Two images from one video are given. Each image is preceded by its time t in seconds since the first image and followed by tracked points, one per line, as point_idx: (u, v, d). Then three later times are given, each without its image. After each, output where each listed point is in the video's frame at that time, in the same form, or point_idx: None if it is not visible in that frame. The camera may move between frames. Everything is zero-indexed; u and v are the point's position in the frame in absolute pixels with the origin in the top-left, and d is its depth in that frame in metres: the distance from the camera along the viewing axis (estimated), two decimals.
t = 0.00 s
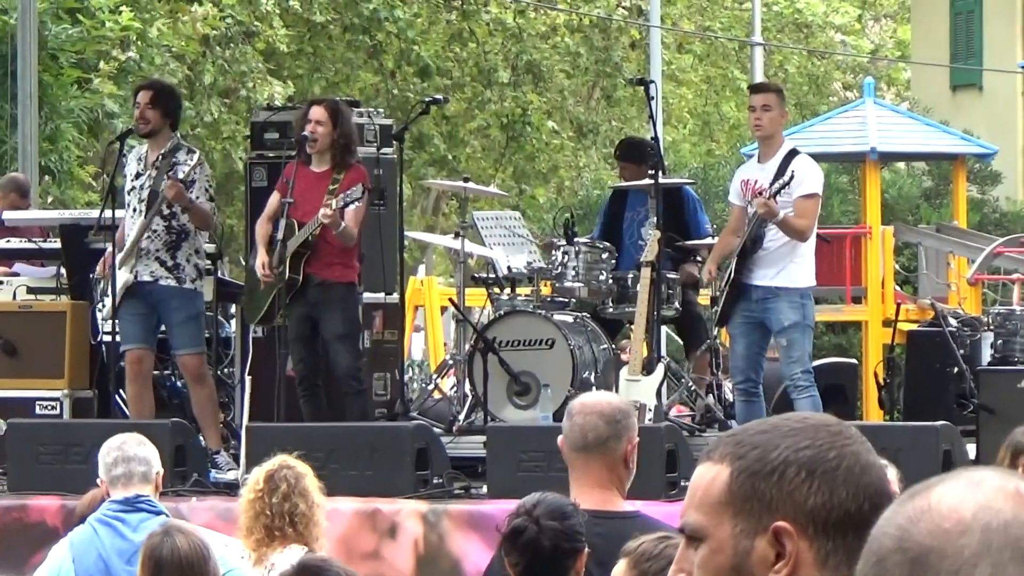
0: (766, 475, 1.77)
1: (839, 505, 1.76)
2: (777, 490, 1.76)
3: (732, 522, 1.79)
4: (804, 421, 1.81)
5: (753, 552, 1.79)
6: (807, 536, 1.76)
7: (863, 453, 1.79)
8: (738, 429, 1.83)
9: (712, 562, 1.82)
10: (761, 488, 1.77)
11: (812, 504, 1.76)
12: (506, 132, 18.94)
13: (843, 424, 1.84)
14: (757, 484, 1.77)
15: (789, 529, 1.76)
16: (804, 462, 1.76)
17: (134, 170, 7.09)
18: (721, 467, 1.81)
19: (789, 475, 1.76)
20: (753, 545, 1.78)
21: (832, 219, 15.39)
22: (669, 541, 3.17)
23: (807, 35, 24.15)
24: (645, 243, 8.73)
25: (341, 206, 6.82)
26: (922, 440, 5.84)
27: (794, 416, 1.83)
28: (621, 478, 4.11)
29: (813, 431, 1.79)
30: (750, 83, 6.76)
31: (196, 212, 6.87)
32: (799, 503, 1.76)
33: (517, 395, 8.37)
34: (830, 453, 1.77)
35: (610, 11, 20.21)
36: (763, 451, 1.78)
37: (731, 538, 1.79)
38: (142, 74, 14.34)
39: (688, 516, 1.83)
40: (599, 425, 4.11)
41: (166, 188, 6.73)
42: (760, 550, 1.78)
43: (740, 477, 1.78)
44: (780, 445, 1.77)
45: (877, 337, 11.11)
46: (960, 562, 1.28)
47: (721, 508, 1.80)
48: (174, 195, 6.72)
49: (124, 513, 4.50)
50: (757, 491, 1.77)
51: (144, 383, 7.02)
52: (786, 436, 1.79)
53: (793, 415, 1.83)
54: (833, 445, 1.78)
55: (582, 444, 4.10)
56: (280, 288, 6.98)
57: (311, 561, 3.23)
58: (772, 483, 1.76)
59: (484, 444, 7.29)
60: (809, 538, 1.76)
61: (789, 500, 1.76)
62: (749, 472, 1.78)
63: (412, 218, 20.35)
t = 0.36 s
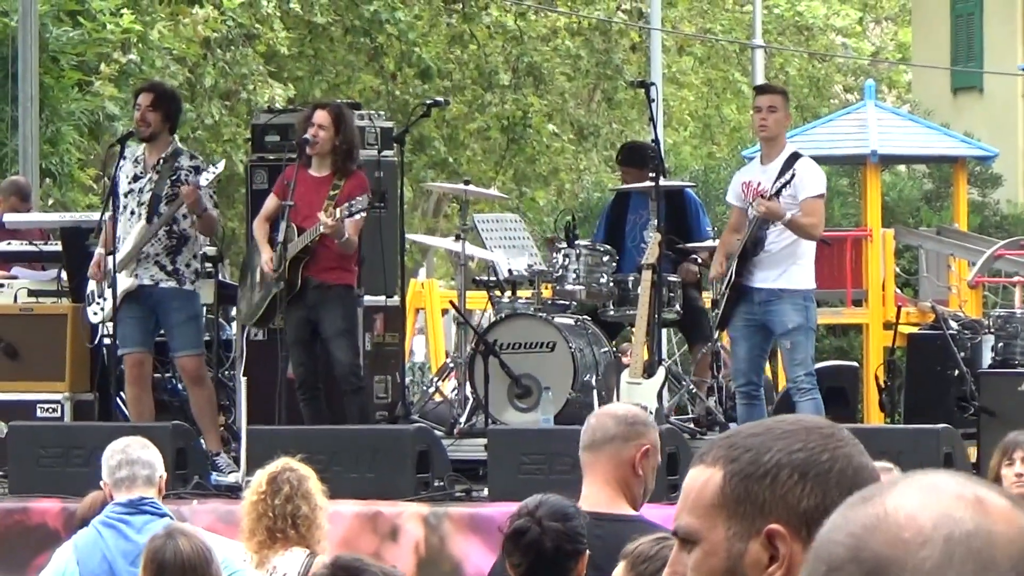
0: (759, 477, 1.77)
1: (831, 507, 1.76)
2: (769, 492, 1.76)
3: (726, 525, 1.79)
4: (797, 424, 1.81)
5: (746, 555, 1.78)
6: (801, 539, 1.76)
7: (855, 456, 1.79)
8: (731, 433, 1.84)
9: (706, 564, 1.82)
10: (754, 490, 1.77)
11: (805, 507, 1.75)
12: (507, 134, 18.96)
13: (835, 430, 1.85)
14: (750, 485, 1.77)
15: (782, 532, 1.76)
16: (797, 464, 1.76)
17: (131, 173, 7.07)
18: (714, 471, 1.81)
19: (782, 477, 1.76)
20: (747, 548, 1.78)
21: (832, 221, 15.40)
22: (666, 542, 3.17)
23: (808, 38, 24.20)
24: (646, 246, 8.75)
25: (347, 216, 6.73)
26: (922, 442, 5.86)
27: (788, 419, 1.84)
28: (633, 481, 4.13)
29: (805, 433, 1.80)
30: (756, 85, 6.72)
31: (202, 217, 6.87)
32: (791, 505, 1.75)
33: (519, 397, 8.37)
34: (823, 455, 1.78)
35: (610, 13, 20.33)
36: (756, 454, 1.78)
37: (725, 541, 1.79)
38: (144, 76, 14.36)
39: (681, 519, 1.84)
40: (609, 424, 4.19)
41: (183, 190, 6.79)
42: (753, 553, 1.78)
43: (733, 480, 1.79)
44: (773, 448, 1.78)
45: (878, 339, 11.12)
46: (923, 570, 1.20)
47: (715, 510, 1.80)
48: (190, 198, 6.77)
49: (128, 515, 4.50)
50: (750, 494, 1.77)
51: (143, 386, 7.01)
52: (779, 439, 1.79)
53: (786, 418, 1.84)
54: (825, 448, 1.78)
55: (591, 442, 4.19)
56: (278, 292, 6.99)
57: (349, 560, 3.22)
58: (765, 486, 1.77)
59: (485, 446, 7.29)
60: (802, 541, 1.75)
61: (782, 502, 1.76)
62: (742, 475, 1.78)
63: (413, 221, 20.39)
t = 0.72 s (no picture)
0: (754, 478, 1.81)
1: (828, 507, 1.81)
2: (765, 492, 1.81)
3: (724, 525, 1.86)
4: (793, 425, 1.87)
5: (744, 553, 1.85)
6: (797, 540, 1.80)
7: (851, 456, 1.86)
8: (726, 436, 1.89)
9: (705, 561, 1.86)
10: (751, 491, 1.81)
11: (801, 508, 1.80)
12: (509, 135, 18.92)
13: (832, 430, 1.91)
14: (747, 481, 1.80)
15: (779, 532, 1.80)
16: (794, 465, 1.81)
17: (130, 173, 7.07)
18: (710, 472, 1.85)
19: (778, 477, 1.80)
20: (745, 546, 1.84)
21: (835, 222, 15.39)
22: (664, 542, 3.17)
23: (810, 38, 24.21)
24: (647, 247, 8.73)
25: (351, 221, 6.75)
26: (925, 445, 5.84)
27: (784, 421, 1.90)
28: (646, 481, 4.13)
29: (803, 434, 1.85)
30: (754, 86, 6.75)
31: (211, 218, 6.91)
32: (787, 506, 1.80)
33: (521, 398, 8.37)
34: (820, 455, 1.83)
35: (611, 13, 20.41)
36: (752, 454, 1.83)
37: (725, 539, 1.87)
38: (146, 77, 14.34)
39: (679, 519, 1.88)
40: (622, 425, 4.14)
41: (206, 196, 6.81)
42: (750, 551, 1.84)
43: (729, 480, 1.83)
44: (769, 449, 1.83)
45: (880, 339, 11.12)
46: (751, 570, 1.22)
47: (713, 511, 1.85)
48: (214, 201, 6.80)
49: (132, 515, 4.51)
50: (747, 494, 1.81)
51: (144, 387, 7.02)
52: (775, 440, 1.84)
53: (781, 420, 1.90)
54: (823, 448, 1.84)
55: (601, 442, 4.13)
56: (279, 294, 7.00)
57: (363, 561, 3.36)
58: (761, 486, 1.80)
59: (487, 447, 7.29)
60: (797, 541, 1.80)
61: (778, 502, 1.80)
62: (738, 475, 1.82)
63: (415, 221, 20.39)
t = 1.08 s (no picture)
0: (752, 481, 1.82)
1: (825, 508, 1.81)
2: (762, 494, 1.81)
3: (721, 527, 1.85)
4: (789, 427, 1.87)
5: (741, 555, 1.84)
6: (794, 541, 1.80)
7: (847, 457, 1.86)
8: (724, 437, 1.89)
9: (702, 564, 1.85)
10: (747, 493, 1.82)
11: (799, 509, 1.80)
12: (508, 136, 18.92)
13: (828, 431, 1.91)
14: (742, 486, 1.81)
15: (776, 533, 1.80)
16: (790, 467, 1.82)
17: (128, 174, 7.07)
18: (707, 474, 1.85)
19: (775, 479, 1.81)
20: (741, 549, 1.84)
21: (834, 223, 15.39)
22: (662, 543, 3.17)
23: (808, 40, 24.21)
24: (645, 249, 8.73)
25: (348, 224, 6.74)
26: (926, 446, 5.84)
27: (782, 422, 1.90)
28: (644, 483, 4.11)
29: (800, 436, 1.85)
30: (757, 88, 6.70)
31: (210, 220, 6.89)
32: (784, 507, 1.80)
33: (520, 399, 8.37)
34: (816, 457, 1.84)
35: (610, 15, 20.44)
36: (749, 457, 1.83)
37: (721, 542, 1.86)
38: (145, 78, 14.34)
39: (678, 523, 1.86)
40: (624, 430, 4.11)
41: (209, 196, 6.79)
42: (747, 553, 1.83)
43: (727, 482, 1.83)
44: (766, 451, 1.83)
45: (879, 341, 11.13)
46: None
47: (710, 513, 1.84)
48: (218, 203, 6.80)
49: (135, 516, 4.51)
50: (743, 497, 1.81)
51: (143, 388, 7.02)
52: (772, 441, 1.84)
53: (780, 421, 1.90)
54: (819, 450, 1.84)
55: (605, 447, 4.10)
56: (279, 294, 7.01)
57: (368, 565, 3.44)
58: (758, 488, 1.81)
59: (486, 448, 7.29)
60: (795, 542, 1.81)
61: (775, 504, 1.80)
62: (735, 478, 1.83)
63: (414, 223, 20.39)
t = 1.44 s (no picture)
0: (751, 480, 1.82)
1: (825, 508, 1.81)
2: (761, 493, 1.81)
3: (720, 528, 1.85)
4: (789, 427, 1.88)
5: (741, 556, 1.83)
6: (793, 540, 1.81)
7: (847, 457, 1.86)
8: (723, 438, 1.90)
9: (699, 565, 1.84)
10: (746, 493, 1.82)
11: (797, 508, 1.80)
12: (508, 137, 18.95)
13: (827, 431, 1.92)
14: (743, 485, 1.82)
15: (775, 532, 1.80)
16: (789, 466, 1.82)
17: (122, 174, 7.05)
18: (706, 474, 1.86)
19: (774, 480, 1.82)
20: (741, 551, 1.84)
21: (835, 224, 15.40)
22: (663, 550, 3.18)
23: (809, 40, 24.22)
24: (648, 248, 8.71)
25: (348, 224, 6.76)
26: (926, 447, 5.85)
27: (780, 423, 1.91)
28: (644, 482, 4.12)
29: (798, 436, 1.86)
30: (757, 88, 6.71)
31: (208, 213, 6.90)
32: (783, 506, 1.80)
33: (520, 398, 8.38)
34: (815, 457, 1.84)
35: (612, 15, 20.46)
36: (748, 457, 1.84)
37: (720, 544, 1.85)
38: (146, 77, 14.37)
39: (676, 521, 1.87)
40: (627, 430, 4.10)
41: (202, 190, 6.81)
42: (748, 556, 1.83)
43: (726, 483, 1.83)
44: (766, 451, 1.84)
45: (880, 342, 11.13)
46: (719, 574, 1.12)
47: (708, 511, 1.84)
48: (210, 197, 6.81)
49: (139, 515, 4.51)
50: (742, 496, 1.82)
51: (144, 388, 7.03)
52: (771, 442, 1.85)
53: (779, 422, 1.91)
54: (818, 450, 1.85)
55: (607, 448, 4.09)
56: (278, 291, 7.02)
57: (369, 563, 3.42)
58: (758, 488, 1.81)
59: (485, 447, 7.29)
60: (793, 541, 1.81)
61: (774, 502, 1.81)
62: (734, 477, 1.83)
63: (415, 223, 20.41)
